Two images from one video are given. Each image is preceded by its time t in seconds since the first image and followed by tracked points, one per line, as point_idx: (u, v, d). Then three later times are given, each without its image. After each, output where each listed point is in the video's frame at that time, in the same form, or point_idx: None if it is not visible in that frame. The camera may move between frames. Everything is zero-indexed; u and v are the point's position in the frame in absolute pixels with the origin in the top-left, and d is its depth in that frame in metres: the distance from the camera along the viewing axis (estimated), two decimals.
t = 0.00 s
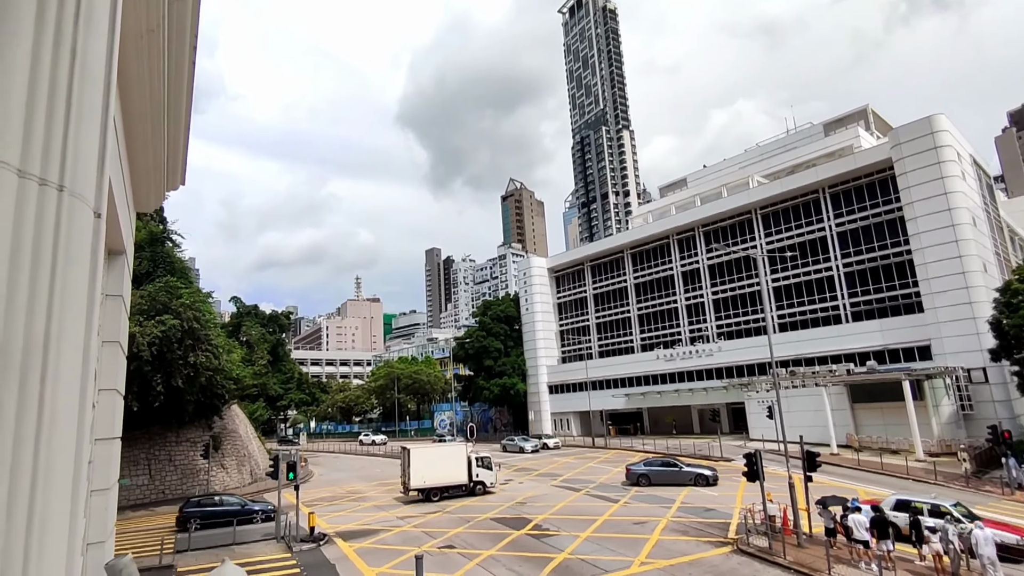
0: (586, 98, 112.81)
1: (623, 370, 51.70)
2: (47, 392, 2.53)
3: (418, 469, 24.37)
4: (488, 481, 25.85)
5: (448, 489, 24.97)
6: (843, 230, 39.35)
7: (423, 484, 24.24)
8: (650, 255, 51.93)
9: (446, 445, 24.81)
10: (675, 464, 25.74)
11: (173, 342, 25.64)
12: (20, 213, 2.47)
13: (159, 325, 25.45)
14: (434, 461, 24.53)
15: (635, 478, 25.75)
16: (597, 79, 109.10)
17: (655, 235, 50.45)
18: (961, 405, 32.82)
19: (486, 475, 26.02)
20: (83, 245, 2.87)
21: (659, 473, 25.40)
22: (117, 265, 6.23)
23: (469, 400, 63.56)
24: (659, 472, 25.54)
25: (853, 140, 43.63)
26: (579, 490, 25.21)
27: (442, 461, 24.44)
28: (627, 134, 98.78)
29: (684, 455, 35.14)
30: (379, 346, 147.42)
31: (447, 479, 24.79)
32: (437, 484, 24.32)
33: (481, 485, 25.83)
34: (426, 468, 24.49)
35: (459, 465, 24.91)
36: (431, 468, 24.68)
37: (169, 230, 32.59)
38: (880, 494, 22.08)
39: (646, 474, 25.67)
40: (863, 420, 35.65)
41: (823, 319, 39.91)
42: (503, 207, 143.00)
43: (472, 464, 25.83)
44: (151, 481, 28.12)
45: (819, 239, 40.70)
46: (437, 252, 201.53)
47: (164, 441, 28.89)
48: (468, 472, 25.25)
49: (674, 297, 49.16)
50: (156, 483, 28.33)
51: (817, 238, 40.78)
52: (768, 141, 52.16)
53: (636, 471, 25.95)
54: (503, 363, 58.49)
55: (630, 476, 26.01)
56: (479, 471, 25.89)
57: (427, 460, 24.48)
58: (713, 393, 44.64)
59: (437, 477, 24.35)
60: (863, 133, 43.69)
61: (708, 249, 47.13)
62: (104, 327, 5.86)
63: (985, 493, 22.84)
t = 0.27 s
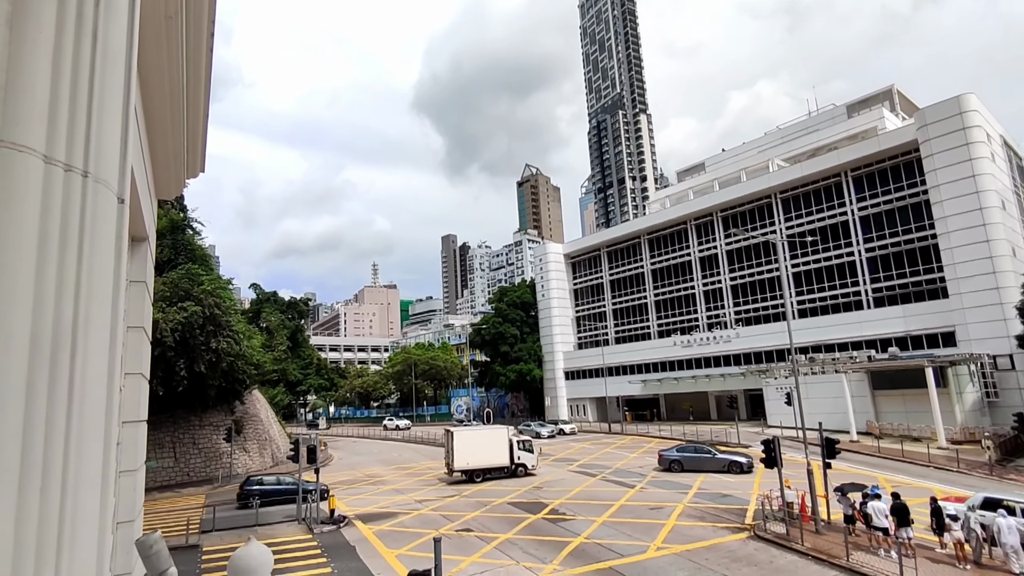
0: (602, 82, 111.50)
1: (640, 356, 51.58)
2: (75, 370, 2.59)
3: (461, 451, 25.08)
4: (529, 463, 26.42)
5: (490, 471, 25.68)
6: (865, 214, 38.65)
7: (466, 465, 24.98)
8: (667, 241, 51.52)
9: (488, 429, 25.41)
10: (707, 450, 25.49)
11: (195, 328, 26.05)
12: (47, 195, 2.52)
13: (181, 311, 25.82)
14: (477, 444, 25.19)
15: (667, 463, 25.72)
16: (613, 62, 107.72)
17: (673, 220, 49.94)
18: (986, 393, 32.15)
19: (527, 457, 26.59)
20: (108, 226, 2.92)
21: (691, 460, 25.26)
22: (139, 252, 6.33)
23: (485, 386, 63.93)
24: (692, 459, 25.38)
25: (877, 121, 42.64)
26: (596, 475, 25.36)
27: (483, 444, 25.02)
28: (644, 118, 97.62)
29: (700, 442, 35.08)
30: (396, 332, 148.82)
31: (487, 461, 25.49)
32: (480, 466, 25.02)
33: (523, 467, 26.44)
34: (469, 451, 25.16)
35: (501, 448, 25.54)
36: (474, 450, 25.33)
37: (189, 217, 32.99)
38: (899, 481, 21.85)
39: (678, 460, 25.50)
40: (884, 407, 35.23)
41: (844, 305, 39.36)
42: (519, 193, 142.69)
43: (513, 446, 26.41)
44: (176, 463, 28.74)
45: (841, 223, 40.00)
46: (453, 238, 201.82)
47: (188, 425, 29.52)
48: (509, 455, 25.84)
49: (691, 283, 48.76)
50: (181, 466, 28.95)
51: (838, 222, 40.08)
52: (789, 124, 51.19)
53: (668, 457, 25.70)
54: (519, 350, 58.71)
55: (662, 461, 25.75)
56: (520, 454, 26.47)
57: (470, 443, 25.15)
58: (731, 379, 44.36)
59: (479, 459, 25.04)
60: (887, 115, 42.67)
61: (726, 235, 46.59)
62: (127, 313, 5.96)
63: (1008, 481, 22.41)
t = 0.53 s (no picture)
0: (616, 63, 109.94)
1: (652, 341, 51.49)
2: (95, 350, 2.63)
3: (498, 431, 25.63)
4: (565, 444, 26.89)
5: (526, 452, 26.29)
6: (883, 197, 38.03)
7: (503, 445, 25.53)
8: (680, 224, 51.09)
9: (525, 410, 25.96)
10: (737, 435, 25.29)
11: (211, 312, 26.33)
12: (65, 177, 2.55)
13: (197, 295, 26.08)
14: (514, 425, 25.73)
15: (696, 448, 25.63)
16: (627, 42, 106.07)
17: (686, 203, 49.45)
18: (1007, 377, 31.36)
19: (562, 437, 27.05)
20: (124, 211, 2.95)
21: (720, 444, 25.13)
22: (155, 236, 6.39)
23: (497, 370, 64.21)
24: (721, 443, 25.25)
25: (898, 101, 41.72)
26: (608, 458, 25.49)
27: (522, 425, 25.66)
28: (658, 99, 96.29)
29: (712, 425, 35.07)
30: (409, 316, 149.76)
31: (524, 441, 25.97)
32: (517, 447, 25.56)
33: (558, 448, 27.00)
34: (506, 432, 25.71)
35: (537, 429, 26.08)
36: (511, 431, 25.87)
37: (203, 202, 33.21)
38: (914, 466, 21.72)
39: (707, 444, 25.42)
40: (899, 392, 34.93)
41: (860, 289, 38.93)
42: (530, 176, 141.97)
43: (549, 427, 26.89)
44: (194, 445, 29.30)
45: (858, 206, 39.41)
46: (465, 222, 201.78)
47: (206, 407, 30.04)
48: (545, 436, 26.32)
49: (704, 267, 48.42)
50: (199, 447, 29.52)
51: (856, 205, 39.49)
52: (806, 104, 50.26)
53: (696, 441, 25.61)
54: (531, 333, 58.87)
55: (690, 446, 25.70)
56: (555, 434, 27.01)
57: (507, 424, 25.69)
58: (744, 363, 44.15)
59: (517, 440, 25.64)
60: (908, 94, 41.72)
61: (740, 218, 46.09)
62: (144, 297, 6.02)
63: None
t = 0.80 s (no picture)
0: (625, 42, 108.41)
1: (661, 323, 51.41)
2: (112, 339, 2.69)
3: (530, 412, 26.21)
4: (596, 424, 27.34)
5: (558, 431, 26.81)
6: (898, 177, 37.46)
7: (535, 425, 26.06)
8: (691, 206, 50.69)
9: (557, 390, 26.38)
10: (764, 419, 24.77)
11: (222, 295, 26.53)
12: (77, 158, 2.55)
13: (208, 278, 26.26)
14: (545, 406, 26.28)
15: (721, 430, 25.31)
16: (636, 21, 104.52)
17: (696, 185, 49.01)
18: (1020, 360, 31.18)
19: (593, 418, 27.54)
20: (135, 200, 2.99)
21: (745, 428, 24.73)
22: (167, 218, 6.43)
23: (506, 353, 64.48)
24: (748, 427, 24.89)
25: (914, 79, 40.90)
26: (616, 440, 25.62)
27: (554, 405, 26.17)
28: (668, 79, 94.99)
29: (721, 408, 35.14)
30: (417, 300, 150.38)
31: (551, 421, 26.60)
32: (549, 427, 26.09)
33: (589, 427, 27.42)
34: (537, 412, 26.25)
35: (569, 409, 26.53)
36: (543, 411, 26.40)
37: (212, 186, 33.35)
38: (923, 449, 21.68)
39: (733, 427, 25.08)
40: (910, 374, 34.78)
41: (872, 272, 38.58)
42: (539, 159, 141.14)
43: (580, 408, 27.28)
44: (208, 426, 29.73)
45: (872, 187, 38.85)
46: (472, 204, 201.77)
47: (219, 389, 30.45)
48: (577, 416, 26.74)
49: (714, 250, 48.11)
50: (213, 428, 29.96)
51: (870, 186, 38.92)
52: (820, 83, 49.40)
53: (721, 424, 25.30)
54: (540, 316, 58.97)
55: (716, 428, 25.40)
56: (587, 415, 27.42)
57: (539, 404, 26.20)
58: (754, 346, 44.02)
59: (548, 421, 26.11)
60: (925, 72, 40.86)
61: (751, 199, 45.63)
62: (158, 279, 6.09)
63: None
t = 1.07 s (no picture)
0: (633, 20, 106.79)
1: (667, 305, 51.33)
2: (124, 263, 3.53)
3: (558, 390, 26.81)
4: (625, 406, 27.62)
5: (586, 411, 27.42)
6: (909, 157, 36.97)
7: (562, 404, 26.86)
8: (698, 187, 50.29)
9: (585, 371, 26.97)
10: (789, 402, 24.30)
11: (229, 277, 26.67)
12: (84, 125, 3.27)
13: (215, 260, 26.38)
14: (572, 385, 26.84)
15: (744, 413, 25.07)
16: None
17: (704, 165, 48.59)
18: None
19: (623, 399, 27.81)
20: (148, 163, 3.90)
21: (769, 410, 24.39)
22: (174, 198, 6.40)
23: (512, 335, 64.70)
24: (771, 410, 24.57)
25: (929, 57, 40.11)
26: (622, 421, 25.78)
27: (581, 385, 26.84)
28: (676, 58, 93.63)
29: (727, 390, 35.26)
30: (424, 282, 150.64)
31: (573, 402, 27.03)
32: (576, 406, 26.78)
33: (618, 409, 27.74)
34: (565, 392, 26.99)
35: (596, 389, 27.08)
36: (572, 391, 27.09)
37: (218, 168, 33.38)
38: (930, 430, 21.67)
39: (756, 410, 24.73)
40: (918, 356, 34.69)
41: (882, 254, 38.32)
42: (545, 140, 140.06)
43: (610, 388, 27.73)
44: (218, 406, 30.10)
45: (883, 167, 38.34)
46: (479, 186, 201.21)
47: (228, 370, 30.81)
48: (605, 396, 27.24)
49: (721, 232, 47.83)
50: (223, 409, 30.35)
51: (881, 166, 38.42)
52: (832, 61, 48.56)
53: (744, 406, 25.06)
54: (546, 299, 59.05)
55: (739, 411, 25.30)
56: (616, 396, 27.81)
57: (566, 384, 26.95)
58: (760, 328, 43.93)
59: (575, 400, 26.84)
60: (939, 49, 40.05)
61: (760, 179, 45.20)
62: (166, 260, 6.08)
63: None
